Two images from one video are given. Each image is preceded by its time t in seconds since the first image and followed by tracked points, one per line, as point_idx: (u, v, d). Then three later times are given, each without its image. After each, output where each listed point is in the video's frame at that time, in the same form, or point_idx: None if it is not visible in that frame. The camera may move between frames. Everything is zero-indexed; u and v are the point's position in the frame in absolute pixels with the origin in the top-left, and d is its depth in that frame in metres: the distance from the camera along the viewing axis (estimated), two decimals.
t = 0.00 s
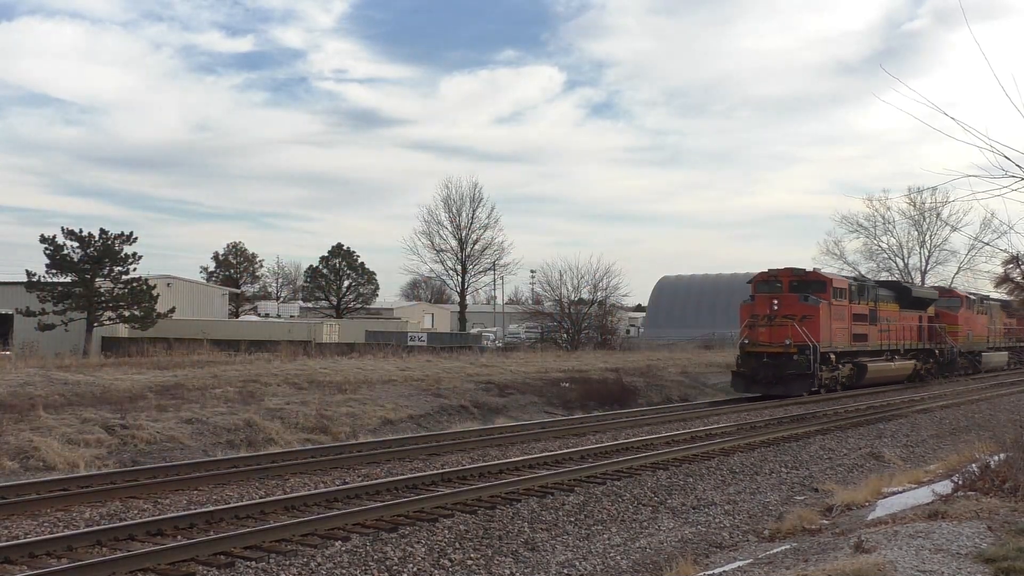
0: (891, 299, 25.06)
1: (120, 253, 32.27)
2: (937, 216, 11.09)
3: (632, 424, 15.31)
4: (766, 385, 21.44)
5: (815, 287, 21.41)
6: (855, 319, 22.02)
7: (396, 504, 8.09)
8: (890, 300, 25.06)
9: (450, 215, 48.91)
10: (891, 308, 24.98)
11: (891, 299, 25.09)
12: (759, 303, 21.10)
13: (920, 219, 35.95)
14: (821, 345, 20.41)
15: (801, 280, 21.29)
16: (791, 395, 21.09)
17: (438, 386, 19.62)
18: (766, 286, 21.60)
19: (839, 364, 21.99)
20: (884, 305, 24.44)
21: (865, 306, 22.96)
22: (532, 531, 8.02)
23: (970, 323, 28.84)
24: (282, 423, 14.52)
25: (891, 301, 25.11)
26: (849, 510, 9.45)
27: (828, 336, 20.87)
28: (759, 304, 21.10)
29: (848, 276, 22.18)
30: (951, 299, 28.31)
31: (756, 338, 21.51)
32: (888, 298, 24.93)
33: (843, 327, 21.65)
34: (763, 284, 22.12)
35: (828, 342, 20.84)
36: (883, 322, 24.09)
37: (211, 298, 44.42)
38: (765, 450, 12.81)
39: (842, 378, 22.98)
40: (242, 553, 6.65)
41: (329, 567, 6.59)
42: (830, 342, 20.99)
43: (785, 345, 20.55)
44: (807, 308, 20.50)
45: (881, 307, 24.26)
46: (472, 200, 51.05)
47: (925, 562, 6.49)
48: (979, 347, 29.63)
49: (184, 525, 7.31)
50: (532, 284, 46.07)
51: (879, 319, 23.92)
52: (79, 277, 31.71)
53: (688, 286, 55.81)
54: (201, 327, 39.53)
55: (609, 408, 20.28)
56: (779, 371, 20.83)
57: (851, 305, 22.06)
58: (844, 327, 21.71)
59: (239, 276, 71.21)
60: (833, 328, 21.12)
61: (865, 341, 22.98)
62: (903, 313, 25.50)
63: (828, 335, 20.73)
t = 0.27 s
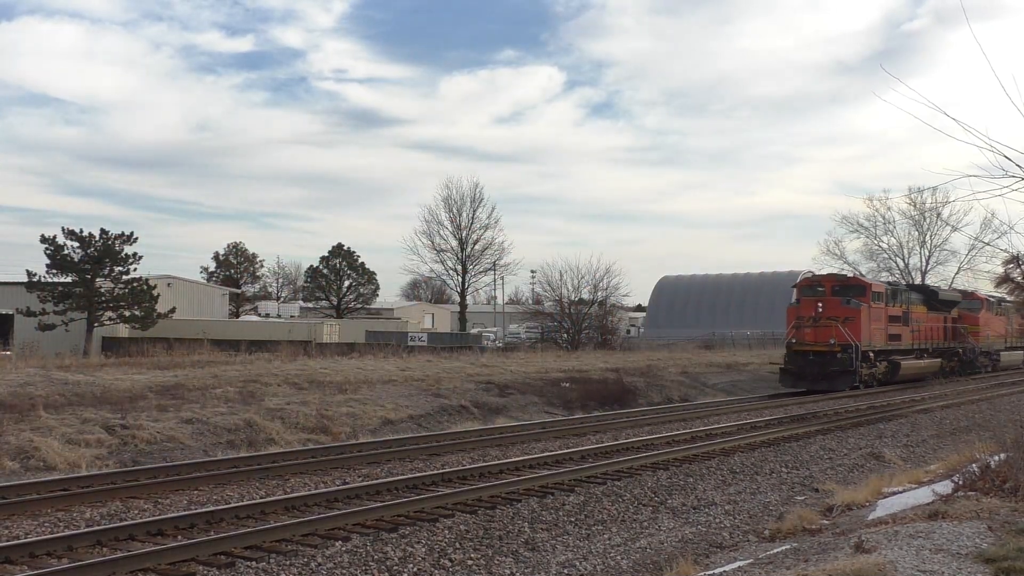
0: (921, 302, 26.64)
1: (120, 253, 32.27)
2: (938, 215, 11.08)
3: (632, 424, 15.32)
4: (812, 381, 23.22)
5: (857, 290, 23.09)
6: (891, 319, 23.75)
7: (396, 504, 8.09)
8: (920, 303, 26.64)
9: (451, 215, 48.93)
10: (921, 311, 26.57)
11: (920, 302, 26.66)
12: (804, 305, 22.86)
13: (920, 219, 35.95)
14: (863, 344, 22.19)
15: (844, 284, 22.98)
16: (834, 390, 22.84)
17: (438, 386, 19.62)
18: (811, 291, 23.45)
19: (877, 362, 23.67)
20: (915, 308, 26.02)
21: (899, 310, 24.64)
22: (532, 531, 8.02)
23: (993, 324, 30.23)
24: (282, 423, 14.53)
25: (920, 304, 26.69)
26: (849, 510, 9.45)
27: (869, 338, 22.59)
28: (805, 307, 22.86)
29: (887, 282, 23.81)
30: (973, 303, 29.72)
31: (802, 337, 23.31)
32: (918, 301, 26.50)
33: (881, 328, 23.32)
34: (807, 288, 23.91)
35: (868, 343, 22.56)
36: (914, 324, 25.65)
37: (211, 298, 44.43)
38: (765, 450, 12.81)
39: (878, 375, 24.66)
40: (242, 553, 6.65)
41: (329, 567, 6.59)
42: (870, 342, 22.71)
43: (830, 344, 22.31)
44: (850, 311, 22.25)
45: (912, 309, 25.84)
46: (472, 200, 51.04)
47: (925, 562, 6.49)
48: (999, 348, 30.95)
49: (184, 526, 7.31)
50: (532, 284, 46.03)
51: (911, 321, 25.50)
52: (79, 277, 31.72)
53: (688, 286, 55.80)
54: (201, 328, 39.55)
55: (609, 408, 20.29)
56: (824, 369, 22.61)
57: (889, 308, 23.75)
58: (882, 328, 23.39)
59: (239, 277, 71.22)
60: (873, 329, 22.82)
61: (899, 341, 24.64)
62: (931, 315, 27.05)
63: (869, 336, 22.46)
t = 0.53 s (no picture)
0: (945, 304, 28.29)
1: (120, 253, 32.28)
2: (937, 215, 11.08)
3: (632, 424, 15.33)
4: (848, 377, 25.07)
5: (889, 294, 25.01)
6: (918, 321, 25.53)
7: (396, 504, 8.09)
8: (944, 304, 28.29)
9: (451, 215, 48.95)
10: (946, 312, 28.25)
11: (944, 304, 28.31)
12: (841, 307, 24.78)
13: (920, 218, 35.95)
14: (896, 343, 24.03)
15: (878, 288, 24.87)
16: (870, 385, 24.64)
17: (438, 386, 19.63)
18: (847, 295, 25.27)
19: (907, 359, 25.45)
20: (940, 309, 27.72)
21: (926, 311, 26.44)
22: (532, 531, 8.02)
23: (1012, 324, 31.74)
24: (282, 423, 14.53)
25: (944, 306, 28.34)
26: (848, 510, 9.45)
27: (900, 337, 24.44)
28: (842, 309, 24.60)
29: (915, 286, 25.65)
30: (991, 304, 31.22)
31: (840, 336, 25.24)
32: (943, 303, 28.17)
33: (910, 328, 25.15)
34: (843, 292, 25.85)
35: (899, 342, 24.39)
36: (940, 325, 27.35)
37: (211, 299, 44.42)
38: (765, 450, 12.81)
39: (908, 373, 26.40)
40: (242, 553, 6.65)
41: (329, 567, 6.58)
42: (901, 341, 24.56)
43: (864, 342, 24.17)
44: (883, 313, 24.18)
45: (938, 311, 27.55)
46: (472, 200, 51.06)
47: (925, 562, 6.49)
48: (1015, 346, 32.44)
49: (183, 526, 7.31)
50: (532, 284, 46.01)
51: (937, 322, 27.21)
52: (79, 277, 31.73)
53: (688, 286, 55.82)
54: (201, 328, 39.55)
55: (609, 408, 20.29)
56: (861, 365, 24.47)
57: (918, 310, 25.64)
58: (911, 328, 25.21)
59: (239, 277, 71.24)
60: (904, 329, 24.67)
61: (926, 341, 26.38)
62: (955, 316, 28.69)
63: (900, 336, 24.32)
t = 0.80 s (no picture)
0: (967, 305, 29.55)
1: (120, 253, 32.27)
2: (938, 215, 11.07)
3: (632, 424, 15.32)
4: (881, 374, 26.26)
5: (918, 296, 26.23)
6: (945, 322, 26.95)
7: (396, 504, 8.08)
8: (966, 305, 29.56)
9: (451, 215, 48.97)
10: (968, 313, 29.52)
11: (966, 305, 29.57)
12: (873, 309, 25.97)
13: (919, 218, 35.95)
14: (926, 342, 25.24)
15: (908, 291, 26.10)
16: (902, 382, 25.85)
17: (438, 386, 19.61)
18: (879, 298, 26.72)
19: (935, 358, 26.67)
20: (963, 310, 29.00)
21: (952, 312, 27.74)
22: (532, 531, 8.02)
23: None
24: (282, 423, 14.52)
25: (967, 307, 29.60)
26: (849, 510, 9.44)
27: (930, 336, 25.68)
28: (874, 311, 25.93)
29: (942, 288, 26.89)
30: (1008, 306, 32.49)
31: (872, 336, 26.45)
32: (966, 305, 29.46)
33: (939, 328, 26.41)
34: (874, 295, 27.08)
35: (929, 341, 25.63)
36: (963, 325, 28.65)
37: (211, 299, 44.41)
38: (765, 450, 12.80)
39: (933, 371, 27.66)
40: (242, 553, 6.65)
41: (329, 567, 6.58)
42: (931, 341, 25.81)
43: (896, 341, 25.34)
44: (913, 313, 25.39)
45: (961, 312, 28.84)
46: (472, 201, 51.06)
47: (925, 562, 6.49)
48: None
49: (184, 526, 7.31)
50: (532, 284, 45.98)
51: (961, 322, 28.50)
52: (79, 277, 31.73)
53: (687, 286, 55.81)
54: (201, 327, 39.55)
55: (609, 408, 20.28)
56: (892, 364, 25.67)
57: (945, 311, 26.90)
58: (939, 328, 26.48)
59: (239, 276, 71.24)
60: (934, 329, 25.91)
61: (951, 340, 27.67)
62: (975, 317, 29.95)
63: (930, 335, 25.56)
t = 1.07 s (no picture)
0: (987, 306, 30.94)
1: (120, 253, 32.28)
2: (937, 215, 11.06)
3: (632, 424, 15.33)
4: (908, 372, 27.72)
5: (942, 299, 27.74)
6: (969, 323, 28.30)
7: (396, 504, 8.08)
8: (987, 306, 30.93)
9: (451, 215, 48.98)
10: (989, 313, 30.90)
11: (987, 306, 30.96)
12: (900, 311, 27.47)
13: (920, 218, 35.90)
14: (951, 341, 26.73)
15: (933, 294, 27.63)
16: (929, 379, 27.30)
17: (438, 386, 19.63)
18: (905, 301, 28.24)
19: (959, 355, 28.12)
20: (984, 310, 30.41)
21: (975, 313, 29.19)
22: (532, 531, 8.02)
23: None
24: (282, 423, 14.53)
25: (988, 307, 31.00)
26: (849, 510, 9.44)
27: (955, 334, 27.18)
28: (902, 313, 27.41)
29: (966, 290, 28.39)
30: None
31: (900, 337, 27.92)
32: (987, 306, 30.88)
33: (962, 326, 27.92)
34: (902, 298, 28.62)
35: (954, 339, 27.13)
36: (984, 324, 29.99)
37: (211, 299, 44.41)
38: (765, 449, 12.81)
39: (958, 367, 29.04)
40: (242, 553, 6.65)
41: (329, 567, 6.59)
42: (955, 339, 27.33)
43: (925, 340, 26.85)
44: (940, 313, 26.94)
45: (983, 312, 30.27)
46: (472, 201, 51.06)
47: (925, 562, 6.49)
48: None
49: (184, 526, 7.31)
50: (532, 284, 45.97)
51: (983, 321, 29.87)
52: (79, 277, 31.74)
53: (688, 286, 55.81)
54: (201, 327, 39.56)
55: (609, 408, 20.30)
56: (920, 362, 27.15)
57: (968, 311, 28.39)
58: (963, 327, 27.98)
59: (239, 277, 71.26)
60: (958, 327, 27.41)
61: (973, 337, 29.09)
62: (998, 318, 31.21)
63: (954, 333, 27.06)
